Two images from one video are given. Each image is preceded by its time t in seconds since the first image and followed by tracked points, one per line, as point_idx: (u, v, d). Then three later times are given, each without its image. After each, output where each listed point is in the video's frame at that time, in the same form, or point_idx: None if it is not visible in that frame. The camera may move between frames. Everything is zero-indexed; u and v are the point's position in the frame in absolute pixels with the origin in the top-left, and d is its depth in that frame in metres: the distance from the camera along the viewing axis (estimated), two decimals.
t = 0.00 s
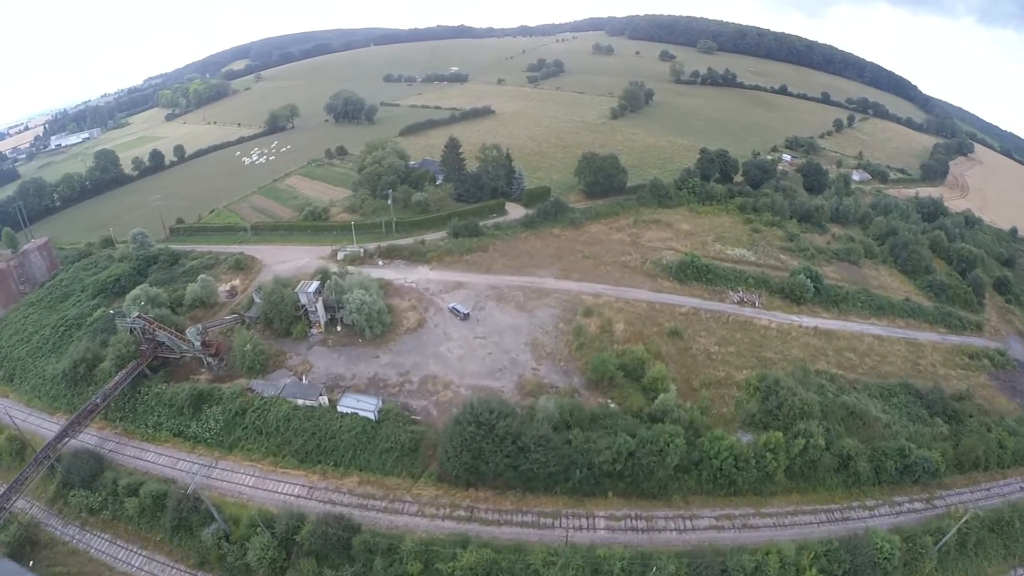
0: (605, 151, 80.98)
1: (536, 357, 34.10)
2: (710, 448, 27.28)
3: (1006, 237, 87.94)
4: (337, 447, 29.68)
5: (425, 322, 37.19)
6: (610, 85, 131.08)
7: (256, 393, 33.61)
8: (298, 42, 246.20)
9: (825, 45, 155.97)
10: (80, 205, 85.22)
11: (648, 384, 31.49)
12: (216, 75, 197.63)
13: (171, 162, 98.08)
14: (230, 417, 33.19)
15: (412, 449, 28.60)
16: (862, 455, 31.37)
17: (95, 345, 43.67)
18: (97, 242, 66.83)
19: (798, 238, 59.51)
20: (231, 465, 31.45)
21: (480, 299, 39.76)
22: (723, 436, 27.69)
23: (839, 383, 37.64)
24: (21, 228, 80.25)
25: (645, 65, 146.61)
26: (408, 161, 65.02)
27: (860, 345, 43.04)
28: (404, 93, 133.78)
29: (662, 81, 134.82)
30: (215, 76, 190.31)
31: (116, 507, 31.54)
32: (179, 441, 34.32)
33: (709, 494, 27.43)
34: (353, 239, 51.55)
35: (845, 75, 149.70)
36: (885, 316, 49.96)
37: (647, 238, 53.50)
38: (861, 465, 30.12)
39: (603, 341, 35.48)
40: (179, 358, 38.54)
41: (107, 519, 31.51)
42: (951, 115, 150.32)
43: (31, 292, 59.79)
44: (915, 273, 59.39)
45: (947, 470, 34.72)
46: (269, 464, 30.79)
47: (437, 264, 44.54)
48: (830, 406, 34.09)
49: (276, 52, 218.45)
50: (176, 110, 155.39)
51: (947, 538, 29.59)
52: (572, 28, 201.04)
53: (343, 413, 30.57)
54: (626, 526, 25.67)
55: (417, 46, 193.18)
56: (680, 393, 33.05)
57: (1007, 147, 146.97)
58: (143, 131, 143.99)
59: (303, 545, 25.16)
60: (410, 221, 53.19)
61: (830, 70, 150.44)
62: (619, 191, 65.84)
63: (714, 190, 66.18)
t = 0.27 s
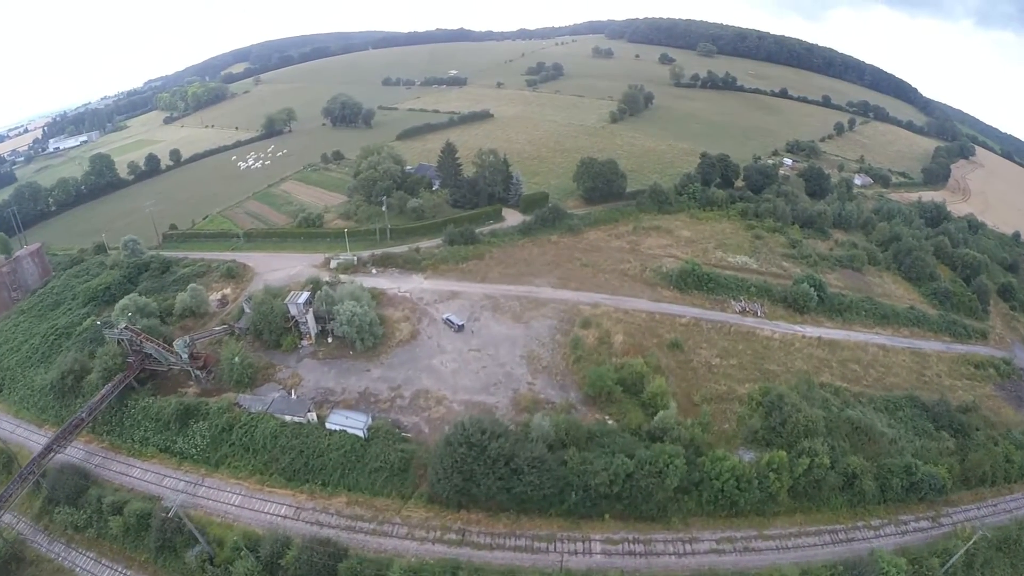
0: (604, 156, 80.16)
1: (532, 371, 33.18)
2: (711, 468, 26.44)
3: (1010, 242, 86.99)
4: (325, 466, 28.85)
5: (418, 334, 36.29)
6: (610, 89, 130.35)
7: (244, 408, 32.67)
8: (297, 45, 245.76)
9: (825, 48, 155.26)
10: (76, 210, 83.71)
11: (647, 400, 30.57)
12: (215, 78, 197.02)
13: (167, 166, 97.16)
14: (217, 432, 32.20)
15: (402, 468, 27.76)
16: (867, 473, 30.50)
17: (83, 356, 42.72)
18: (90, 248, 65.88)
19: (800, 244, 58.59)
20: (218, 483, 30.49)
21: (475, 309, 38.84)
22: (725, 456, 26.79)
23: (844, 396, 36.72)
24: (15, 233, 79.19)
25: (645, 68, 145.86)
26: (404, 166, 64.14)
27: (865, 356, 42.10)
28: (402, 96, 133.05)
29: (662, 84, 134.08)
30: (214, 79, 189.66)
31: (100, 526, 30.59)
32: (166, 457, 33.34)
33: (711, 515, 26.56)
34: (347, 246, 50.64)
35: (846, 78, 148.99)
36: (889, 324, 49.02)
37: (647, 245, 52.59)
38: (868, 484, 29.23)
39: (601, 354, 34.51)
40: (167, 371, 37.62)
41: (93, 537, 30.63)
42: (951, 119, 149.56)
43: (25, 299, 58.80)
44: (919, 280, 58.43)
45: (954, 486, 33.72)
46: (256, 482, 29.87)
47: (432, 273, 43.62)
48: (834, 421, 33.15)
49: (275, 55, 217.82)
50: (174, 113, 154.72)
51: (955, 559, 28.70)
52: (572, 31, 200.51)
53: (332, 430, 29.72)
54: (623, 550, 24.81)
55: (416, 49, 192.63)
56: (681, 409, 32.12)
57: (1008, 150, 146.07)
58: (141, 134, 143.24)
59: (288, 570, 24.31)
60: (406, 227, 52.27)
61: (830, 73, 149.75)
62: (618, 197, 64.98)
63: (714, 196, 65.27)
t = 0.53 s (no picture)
0: (603, 161, 79.21)
1: (526, 387, 32.12)
2: (711, 493, 25.43)
3: (1014, 248, 85.84)
4: (310, 488, 27.88)
5: (409, 348, 35.28)
6: (609, 92, 129.49)
7: (229, 426, 31.58)
8: (296, 48, 245.14)
9: (825, 51, 154.37)
10: (69, 215, 82.34)
11: (647, 420, 29.44)
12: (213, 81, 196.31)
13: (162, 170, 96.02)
14: (201, 451, 31.01)
15: (390, 492, 26.84)
16: (874, 495, 29.47)
17: (68, 368, 41.58)
18: (81, 256, 64.80)
19: (802, 252, 57.52)
20: (201, 504, 29.30)
21: (468, 322, 37.78)
22: (727, 481, 25.70)
23: (849, 413, 35.61)
24: (7, 238, 78.02)
25: (645, 72, 144.94)
26: (399, 172, 63.09)
27: (871, 369, 40.94)
28: (401, 100, 132.17)
29: (662, 88, 133.19)
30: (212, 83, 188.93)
31: (82, 548, 29.50)
32: (149, 475, 32.10)
33: (711, 542, 25.54)
34: (339, 256, 49.57)
35: (846, 82, 148.04)
36: (894, 335, 47.89)
37: (646, 254, 51.53)
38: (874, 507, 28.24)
39: (598, 370, 33.35)
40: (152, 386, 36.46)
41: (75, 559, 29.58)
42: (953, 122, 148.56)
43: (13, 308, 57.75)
44: (924, 288, 57.23)
45: (963, 506, 32.53)
46: (240, 504, 28.76)
47: (425, 283, 42.55)
48: (840, 439, 32.04)
49: (274, 59, 217.01)
50: (172, 116, 153.95)
51: None
52: (571, 35, 199.84)
53: (319, 451, 28.79)
54: None
55: (415, 52, 191.91)
56: (680, 428, 31.02)
57: (1010, 153, 144.95)
58: (138, 138, 142.36)
59: None
60: (400, 235, 51.20)
61: (830, 77, 148.87)
62: (617, 204, 63.98)
63: (715, 202, 64.21)
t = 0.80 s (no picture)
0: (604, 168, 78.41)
1: (522, 404, 31.22)
2: (711, 519, 24.52)
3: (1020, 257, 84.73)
4: (296, 508, 27.06)
5: (402, 361, 34.38)
6: (611, 98, 128.88)
7: (215, 442, 30.61)
8: (299, 51, 245.10)
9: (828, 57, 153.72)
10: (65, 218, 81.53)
11: (645, 439, 28.44)
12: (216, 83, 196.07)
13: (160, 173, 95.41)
14: (187, 467, 30.07)
15: (379, 513, 26.07)
16: (880, 519, 28.54)
17: (56, 377, 40.66)
18: (75, 260, 63.94)
19: (805, 262, 56.57)
20: (186, 522, 28.31)
21: (464, 334, 36.87)
22: (728, 506, 24.71)
23: (854, 431, 34.59)
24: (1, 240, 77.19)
25: (647, 77, 144.41)
26: (397, 178, 62.30)
27: (876, 385, 39.89)
28: (402, 104, 131.66)
29: (664, 94, 132.51)
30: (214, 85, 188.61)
31: (64, 565, 28.47)
32: (134, 489, 31.06)
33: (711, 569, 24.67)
34: (333, 263, 48.69)
35: (850, 88, 147.30)
36: (899, 348, 46.88)
37: (647, 263, 50.63)
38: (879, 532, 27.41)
39: (596, 386, 32.39)
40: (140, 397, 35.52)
41: None
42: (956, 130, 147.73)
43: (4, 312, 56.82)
44: (929, 300, 56.24)
45: (970, 528, 31.43)
46: (225, 523, 27.79)
47: (421, 293, 41.66)
48: (845, 460, 31.02)
49: (276, 62, 217.17)
50: (172, 118, 153.52)
51: None
52: (574, 40, 199.52)
53: (307, 469, 27.96)
54: None
55: (417, 56, 191.68)
56: (681, 447, 30.04)
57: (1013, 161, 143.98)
58: (138, 140, 141.81)
59: None
60: (396, 243, 50.34)
61: (833, 83, 148.13)
62: (617, 211, 63.11)
63: (718, 210, 63.32)
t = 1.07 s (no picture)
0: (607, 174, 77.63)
1: (519, 420, 30.35)
2: (713, 546, 23.85)
3: None
4: (285, 526, 26.35)
5: (397, 374, 33.56)
6: (615, 103, 128.19)
7: (203, 455, 29.76)
8: (303, 54, 245.31)
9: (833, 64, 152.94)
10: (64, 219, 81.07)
11: (646, 459, 27.46)
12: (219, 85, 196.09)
13: (161, 174, 94.94)
14: (175, 480, 29.21)
15: (369, 534, 25.37)
16: (887, 544, 27.71)
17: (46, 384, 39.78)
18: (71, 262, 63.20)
19: (811, 273, 55.65)
20: (174, 538, 27.49)
21: (461, 345, 36.01)
22: (731, 532, 24.03)
23: (860, 451, 33.60)
24: None
25: (652, 83, 143.77)
26: (397, 183, 61.58)
27: (883, 401, 38.85)
28: (404, 107, 131.25)
29: (668, 99, 131.74)
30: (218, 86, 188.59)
31: None
32: (121, 502, 30.13)
33: None
34: (329, 270, 47.86)
35: (855, 95, 146.42)
36: (906, 362, 45.84)
37: (649, 273, 49.77)
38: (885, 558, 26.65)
39: (597, 402, 31.42)
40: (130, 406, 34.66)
41: None
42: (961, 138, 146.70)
43: None
44: (936, 312, 55.17)
45: (975, 552, 30.83)
46: (212, 540, 26.98)
47: (418, 302, 40.83)
48: (851, 481, 30.08)
49: (280, 64, 217.32)
50: (175, 119, 153.37)
51: None
52: (578, 45, 199.17)
53: (296, 487, 27.11)
54: None
55: (421, 59, 191.54)
56: (682, 467, 29.12)
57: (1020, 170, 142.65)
58: (140, 140, 141.56)
59: None
60: (394, 250, 49.54)
61: (838, 90, 147.25)
62: (620, 219, 62.27)
63: (722, 219, 62.45)
